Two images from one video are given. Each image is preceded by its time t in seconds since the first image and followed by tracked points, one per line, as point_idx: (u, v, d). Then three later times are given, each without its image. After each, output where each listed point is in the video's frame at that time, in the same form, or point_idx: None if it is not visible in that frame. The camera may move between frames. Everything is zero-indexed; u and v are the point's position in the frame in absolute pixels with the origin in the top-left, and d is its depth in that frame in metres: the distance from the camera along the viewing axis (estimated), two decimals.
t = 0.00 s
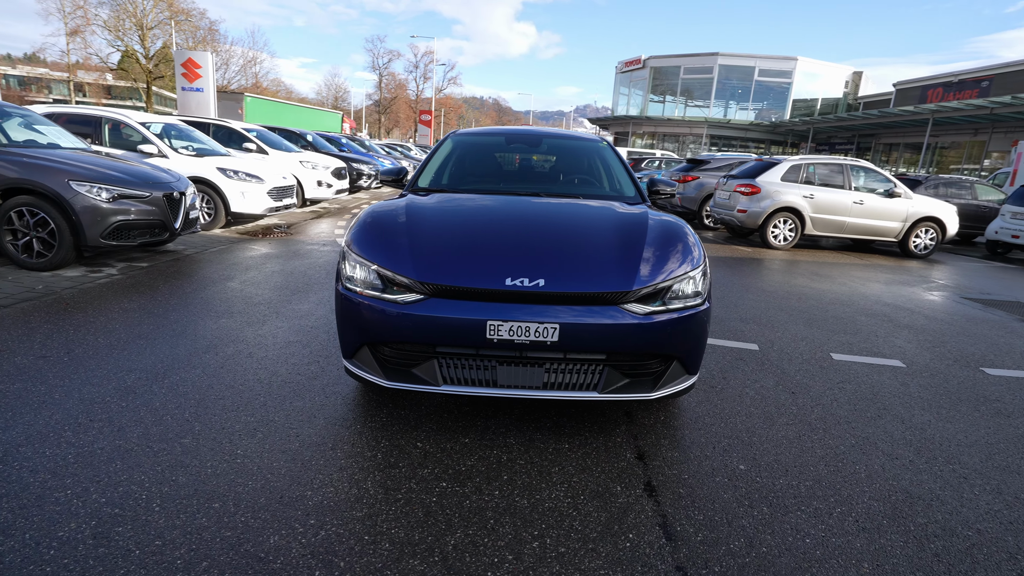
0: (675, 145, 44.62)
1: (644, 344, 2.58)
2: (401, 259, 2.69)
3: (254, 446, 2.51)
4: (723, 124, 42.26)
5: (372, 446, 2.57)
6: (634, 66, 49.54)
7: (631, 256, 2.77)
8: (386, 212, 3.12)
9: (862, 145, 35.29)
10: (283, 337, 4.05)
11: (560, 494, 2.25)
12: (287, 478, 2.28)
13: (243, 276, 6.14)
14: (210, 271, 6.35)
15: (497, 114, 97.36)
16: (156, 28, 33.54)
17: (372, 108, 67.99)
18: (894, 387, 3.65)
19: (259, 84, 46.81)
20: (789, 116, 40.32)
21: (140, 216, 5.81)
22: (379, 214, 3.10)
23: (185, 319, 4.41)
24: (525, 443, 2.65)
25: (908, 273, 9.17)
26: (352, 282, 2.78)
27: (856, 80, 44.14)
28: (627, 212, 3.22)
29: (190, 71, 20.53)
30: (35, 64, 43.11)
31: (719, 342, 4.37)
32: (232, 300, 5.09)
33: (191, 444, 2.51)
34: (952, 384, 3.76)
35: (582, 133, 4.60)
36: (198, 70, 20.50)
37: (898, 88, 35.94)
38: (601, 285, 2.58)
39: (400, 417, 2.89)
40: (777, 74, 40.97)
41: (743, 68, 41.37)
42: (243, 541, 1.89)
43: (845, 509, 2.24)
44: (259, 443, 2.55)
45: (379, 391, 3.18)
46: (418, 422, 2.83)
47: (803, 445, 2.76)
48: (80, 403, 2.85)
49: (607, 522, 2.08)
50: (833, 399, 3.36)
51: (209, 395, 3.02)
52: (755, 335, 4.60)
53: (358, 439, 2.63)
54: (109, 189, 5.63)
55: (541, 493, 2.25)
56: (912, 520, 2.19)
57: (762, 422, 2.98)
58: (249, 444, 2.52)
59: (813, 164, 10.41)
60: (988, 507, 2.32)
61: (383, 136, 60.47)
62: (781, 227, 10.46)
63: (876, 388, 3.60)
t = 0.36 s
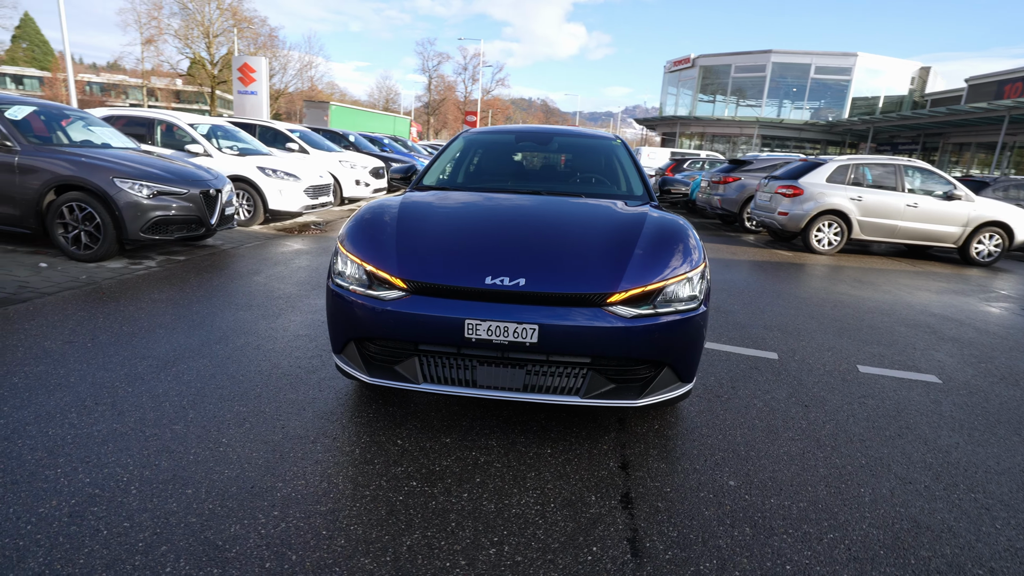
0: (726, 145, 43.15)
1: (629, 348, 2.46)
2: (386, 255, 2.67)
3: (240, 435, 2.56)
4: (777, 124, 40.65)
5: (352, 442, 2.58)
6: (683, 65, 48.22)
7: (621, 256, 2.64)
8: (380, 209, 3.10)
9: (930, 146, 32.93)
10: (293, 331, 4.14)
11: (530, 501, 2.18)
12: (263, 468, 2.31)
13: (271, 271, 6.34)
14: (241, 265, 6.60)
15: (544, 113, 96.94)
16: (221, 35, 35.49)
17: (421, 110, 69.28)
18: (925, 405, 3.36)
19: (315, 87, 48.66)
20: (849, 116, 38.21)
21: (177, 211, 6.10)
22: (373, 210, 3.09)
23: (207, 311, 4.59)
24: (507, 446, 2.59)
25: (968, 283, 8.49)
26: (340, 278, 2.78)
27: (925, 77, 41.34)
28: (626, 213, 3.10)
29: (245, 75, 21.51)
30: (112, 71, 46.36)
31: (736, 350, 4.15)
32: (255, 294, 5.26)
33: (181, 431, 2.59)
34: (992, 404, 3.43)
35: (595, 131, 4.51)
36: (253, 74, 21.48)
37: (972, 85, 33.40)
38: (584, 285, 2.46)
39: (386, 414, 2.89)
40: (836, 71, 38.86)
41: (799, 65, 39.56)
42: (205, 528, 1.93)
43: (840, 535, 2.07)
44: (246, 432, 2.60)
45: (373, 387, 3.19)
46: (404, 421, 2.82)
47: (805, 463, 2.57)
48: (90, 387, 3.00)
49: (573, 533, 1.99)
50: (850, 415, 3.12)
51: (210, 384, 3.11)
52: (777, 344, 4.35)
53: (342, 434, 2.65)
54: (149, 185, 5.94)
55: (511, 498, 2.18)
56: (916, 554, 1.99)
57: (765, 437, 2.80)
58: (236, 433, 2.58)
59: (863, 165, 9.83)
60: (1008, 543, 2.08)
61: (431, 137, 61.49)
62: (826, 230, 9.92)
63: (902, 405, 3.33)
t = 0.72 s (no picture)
0: (780, 146, 41.34)
1: (613, 352, 2.36)
2: (374, 251, 2.66)
3: (231, 424, 2.63)
4: (835, 124, 38.48)
5: (336, 436, 2.59)
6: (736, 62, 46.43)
7: (611, 256, 2.54)
8: (378, 206, 3.11)
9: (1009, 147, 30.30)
10: (305, 325, 4.23)
11: (501, 505, 2.12)
12: (244, 457, 2.35)
13: (299, 266, 6.53)
14: (272, 260, 6.82)
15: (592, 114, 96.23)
16: (279, 40, 37.01)
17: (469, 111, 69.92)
18: (957, 426, 3.07)
19: (366, 90, 50.06)
20: (917, 115, 35.75)
21: (214, 208, 6.39)
22: (371, 207, 3.10)
23: (230, 303, 4.76)
24: (490, 448, 2.54)
25: None
26: (332, 273, 2.80)
27: (1006, 72, 38.18)
28: (626, 213, 2.98)
29: (297, 77, 22.35)
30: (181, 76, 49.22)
31: (755, 360, 3.93)
32: (278, 288, 5.42)
33: (178, 417, 2.67)
34: None
35: (610, 129, 4.40)
36: (304, 77, 22.28)
37: None
38: (568, 286, 2.37)
39: (377, 410, 2.89)
40: (902, 66, 36.34)
41: (862, 61, 37.24)
42: (175, 513, 1.97)
43: (829, 563, 1.91)
44: (237, 421, 2.66)
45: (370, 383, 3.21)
46: (392, 418, 2.81)
47: (806, 483, 2.38)
48: (106, 372, 3.15)
49: (538, 542, 1.92)
50: (868, 433, 2.90)
51: (215, 373, 3.21)
52: (800, 355, 4.10)
53: (329, 428, 2.67)
54: (188, 182, 6.23)
55: (482, 502, 2.13)
56: None
57: (767, 452, 2.63)
58: (227, 422, 2.64)
59: (919, 166, 9.21)
60: None
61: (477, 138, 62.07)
62: (876, 235, 9.35)
63: (931, 425, 3.04)
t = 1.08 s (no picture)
0: (839, 143, 39.00)
1: (596, 358, 2.25)
2: (363, 249, 2.65)
3: (225, 416, 2.66)
4: (900, 119, 35.34)
5: (322, 433, 2.59)
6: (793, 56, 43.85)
7: (600, 258, 2.43)
8: (376, 204, 3.10)
9: None
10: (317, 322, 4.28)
11: (472, 513, 2.06)
12: (229, 450, 2.37)
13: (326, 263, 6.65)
14: (301, 256, 6.99)
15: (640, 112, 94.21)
16: (332, 44, 38.37)
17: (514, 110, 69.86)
18: (1001, 448, 2.75)
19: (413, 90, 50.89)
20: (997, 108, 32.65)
21: (250, 206, 6.64)
22: (368, 205, 3.09)
23: (252, 297, 4.88)
24: (473, 453, 2.49)
25: None
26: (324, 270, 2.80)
27: None
28: (626, 212, 2.85)
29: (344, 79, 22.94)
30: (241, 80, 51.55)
31: (776, 370, 3.67)
32: (301, 284, 5.52)
33: (176, 406, 2.72)
34: None
35: (627, 125, 4.27)
36: (350, 79, 22.88)
37: None
38: (551, 288, 2.28)
39: (368, 408, 2.87)
40: (981, 54, 32.98)
41: (936, 50, 34.10)
42: (153, 501, 1.98)
43: None
44: (230, 414, 2.69)
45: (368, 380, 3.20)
46: (382, 417, 2.79)
47: (809, 504, 2.19)
48: (121, 360, 3.27)
49: (500, 554, 1.85)
50: (892, 452, 2.64)
51: (220, 365, 3.27)
52: (829, 365, 3.79)
53: (316, 425, 2.66)
54: (223, 181, 6.47)
55: (452, 509, 2.07)
56: None
57: (772, 469, 2.43)
58: (221, 414, 2.68)
59: (985, 162, 8.49)
60: None
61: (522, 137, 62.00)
62: (935, 237, 8.68)
63: (969, 445, 2.72)
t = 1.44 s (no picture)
0: (900, 141, 36.68)
1: (570, 362, 2.16)
2: (346, 247, 2.64)
3: (215, 410, 2.71)
4: (969, 115, 32.70)
5: (304, 430, 2.60)
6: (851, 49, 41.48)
7: (580, 258, 2.32)
8: (369, 201, 3.10)
9: None
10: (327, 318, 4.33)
11: (434, 516, 2.01)
12: (211, 443, 2.41)
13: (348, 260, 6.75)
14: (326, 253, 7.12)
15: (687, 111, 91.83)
16: (380, 44, 39.43)
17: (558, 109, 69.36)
18: None
19: (456, 91, 51.46)
20: None
21: (275, 204, 6.83)
22: (362, 202, 3.09)
23: (269, 294, 4.99)
24: (450, 455, 2.44)
25: None
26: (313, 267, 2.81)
27: None
28: (618, 212, 2.74)
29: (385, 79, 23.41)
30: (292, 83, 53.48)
31: (790, 378, 3.45)
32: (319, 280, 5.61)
33: (171, 399, 2.80)
34: None
35: (638, 120, 4.12)
36: (391, 79, 23.34)
37: None
38: (524, 289, 2.20)
39: (356, 406, 2.87)
40: None
41: (1012, 41, 31.04)
42: (125, 491, 2.02)
43: None
44: (220, 408, 2.74)
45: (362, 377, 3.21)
46: (367, 414, 2.78)
47: (795, 526, 2.03)
48: (132, 352, 3.40)
49: (453, 560, 1.79)
50: (902, 473, 2.41)
51: (223, 359, 3.35)
52: (851, 374, 3.53)
53: (302, 421, 2.68)
54: (250, 180, 6.69)
55: (416, 511, 2.03)
56: None
57: (762, 486, 2.28)
58: (212, 408, 2.73)
59: None
60: None
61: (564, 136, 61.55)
62: (995, 240, 8.05)
63: (995, 468, 2.46)
